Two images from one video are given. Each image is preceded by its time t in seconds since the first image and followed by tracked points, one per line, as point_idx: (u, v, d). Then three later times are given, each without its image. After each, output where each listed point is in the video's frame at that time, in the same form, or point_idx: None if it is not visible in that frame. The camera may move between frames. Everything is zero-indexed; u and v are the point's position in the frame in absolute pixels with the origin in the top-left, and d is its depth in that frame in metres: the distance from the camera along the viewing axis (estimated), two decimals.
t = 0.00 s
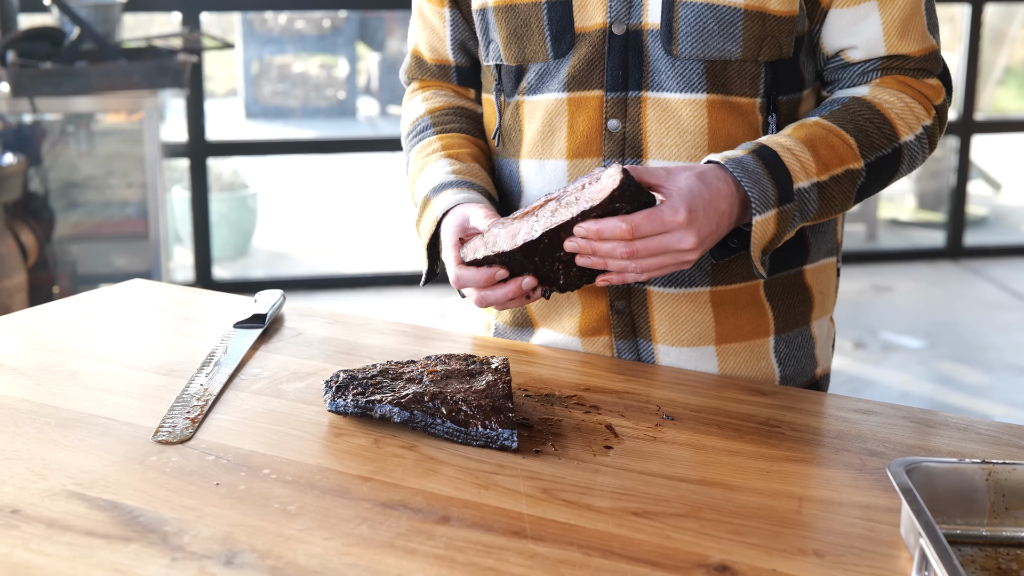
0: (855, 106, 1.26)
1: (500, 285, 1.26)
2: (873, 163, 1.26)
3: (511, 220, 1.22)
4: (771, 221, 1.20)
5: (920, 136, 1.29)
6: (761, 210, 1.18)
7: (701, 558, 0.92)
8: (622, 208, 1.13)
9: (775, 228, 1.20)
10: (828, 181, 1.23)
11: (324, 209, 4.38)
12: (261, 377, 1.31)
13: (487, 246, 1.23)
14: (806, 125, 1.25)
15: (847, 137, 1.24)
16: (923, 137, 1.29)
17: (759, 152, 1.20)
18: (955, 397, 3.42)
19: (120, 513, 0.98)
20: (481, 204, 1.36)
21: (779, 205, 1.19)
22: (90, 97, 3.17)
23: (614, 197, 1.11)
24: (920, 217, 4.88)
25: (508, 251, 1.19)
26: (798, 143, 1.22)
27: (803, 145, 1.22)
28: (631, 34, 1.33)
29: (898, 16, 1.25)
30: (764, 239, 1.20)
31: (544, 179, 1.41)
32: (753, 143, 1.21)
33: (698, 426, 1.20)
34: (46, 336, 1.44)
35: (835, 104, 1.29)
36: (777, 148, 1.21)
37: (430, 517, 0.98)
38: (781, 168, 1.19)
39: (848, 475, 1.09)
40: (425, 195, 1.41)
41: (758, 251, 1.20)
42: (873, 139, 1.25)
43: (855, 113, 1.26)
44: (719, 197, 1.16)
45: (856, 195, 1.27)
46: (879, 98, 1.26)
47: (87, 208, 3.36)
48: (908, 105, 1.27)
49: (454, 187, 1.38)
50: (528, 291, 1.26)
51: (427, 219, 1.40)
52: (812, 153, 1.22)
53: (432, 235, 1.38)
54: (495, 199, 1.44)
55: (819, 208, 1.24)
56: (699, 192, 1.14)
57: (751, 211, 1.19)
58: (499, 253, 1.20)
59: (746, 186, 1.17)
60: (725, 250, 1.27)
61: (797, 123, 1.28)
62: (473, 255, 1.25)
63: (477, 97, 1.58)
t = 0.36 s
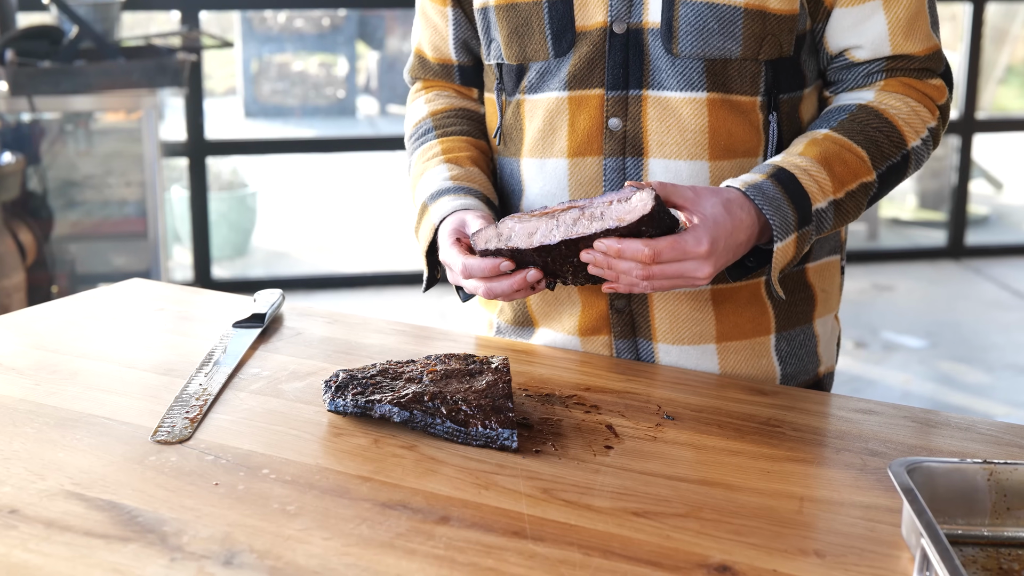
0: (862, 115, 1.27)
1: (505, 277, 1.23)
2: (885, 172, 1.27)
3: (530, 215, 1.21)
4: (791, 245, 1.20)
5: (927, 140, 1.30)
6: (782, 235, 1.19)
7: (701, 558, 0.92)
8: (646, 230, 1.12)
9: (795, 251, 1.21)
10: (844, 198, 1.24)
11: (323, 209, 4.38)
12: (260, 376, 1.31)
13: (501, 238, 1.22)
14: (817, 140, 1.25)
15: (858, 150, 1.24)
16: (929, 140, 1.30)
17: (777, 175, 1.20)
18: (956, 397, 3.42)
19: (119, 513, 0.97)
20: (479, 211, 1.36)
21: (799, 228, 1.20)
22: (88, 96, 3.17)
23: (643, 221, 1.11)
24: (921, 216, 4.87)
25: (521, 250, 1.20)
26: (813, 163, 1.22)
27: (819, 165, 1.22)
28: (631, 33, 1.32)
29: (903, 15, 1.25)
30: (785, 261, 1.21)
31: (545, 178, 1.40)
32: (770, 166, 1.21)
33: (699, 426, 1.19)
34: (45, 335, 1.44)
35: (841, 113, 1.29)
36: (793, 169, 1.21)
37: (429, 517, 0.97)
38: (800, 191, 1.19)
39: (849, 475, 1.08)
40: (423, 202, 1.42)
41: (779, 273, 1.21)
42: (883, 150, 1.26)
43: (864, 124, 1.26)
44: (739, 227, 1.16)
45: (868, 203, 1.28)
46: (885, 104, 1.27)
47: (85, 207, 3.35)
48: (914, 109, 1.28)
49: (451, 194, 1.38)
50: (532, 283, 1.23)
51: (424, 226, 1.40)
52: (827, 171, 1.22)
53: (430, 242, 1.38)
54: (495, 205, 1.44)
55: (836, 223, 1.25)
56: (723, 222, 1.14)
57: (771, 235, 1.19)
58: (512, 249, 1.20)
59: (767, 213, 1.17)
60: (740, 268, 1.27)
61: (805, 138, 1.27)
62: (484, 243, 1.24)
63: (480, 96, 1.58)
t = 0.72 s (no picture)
0: (866, 115, 1.26)
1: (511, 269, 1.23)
2: (892, 170, 1.27)
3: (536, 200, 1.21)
4: (800, 248, 1.19)
5: (932, 133, 1.29)
6: (789, 239, 1.18)
7: (702, 558, 0.91)
8: (645, 212, 1.12)
9: (805, 254, 1.20)
10: (853, 199, 1.24)
11: (323, 208, 4.37)
12: (259, 376, 1.30)
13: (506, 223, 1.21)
14: (822, 143, 1.24)
15: (864, 151, 1.24)
16: (935, 135, 1.29)
17: (784, 179, 1.20)
18: (957, 397, 3.42)
19: (117, 513, 0.97)
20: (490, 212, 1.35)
21: (806, 231, 1.19)
22: (87, 95, 3.17)
23: (640, 200, 1.11)
24: (923, 216, 4.87)
25: (525, 231, 1.18)
26: (819, 166, 1.22)
27: (825, 167, 1.22)
28: (632, 32, 1.32)
29: (900, 6, 1.25)
30: (795, 265, 1.20)
31: (548, 178, 1.40)
32: (776, 170, 1.21)
33: (699, 426, 1.19)
34: (44, 335, 1.44)
35: (845, 114, 1.28)
36: (800, 173, 1.21)
37: (429, 517, 0.97)
38: (806, 194, 1.19)
39: (851, 475, 1.08)
40: (432, 206, 1.41)
41: (790, 277, 1.20)
42: (889, 148, 1.25)
43: (867, 123, 1.25)
44: (743, 226, 1.16)
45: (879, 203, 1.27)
46: (887, 102, 1.26)
47: (84, 206, 3.36)
48: (917, 104, 1.27)
49: (462, 196, 1.37)
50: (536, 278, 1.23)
51: (436, 230, 1.39)
52: (834, 173, 1.22)
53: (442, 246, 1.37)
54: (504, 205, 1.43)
55: (847, 224, 1.24)
56: (724, 217, 1.14)
57: (779, 240, 1.18)
58: (516, 230, 1.19)
59: (773, 217, 1.17)
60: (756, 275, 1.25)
61: (810, 141, 1.27)
62: (490, 229, 1.23)
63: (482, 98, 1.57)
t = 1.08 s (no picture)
0: (862, 99, 1.25)
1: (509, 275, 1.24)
2: (889, 153, 1.26)
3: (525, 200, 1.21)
4: (796, 222, 1.18)
5: (928, 121, 1.28)
6: (785, 211, 1.17)
7: (703, 558, 0.91)
8: (632, 181, 1.12)
9: (800, 229, 1.19)
10: (849, 177, 1.23)
11: (322, 208, 4.37)
12: (258, 376, 1.30)
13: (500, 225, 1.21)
14: (818, 123, 1.24)
15: (861, 131, 1.23)
16: (931, 123, 1.29)
17: (779, 153, 1.19)
18: (958, 396, 3.41)
19: (116, 514, 0.96)
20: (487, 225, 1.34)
21: (802, 205, 1.18)
22: (85, 94, 3.18)
23: (624, 167, 1.10)
24: (924, 215, 4.87)
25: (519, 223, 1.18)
26: (815, 143, 1.21)
27: (821, 144, 1.21)
28: (627, 30, 1.31)
29: None
30: (791, 240, 1.19)
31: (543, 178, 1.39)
32: (772, 146, 1.21)
33: (700, 426, 1.18)
34: (42, 334, 1.43)
35: (840, 100, 1.28)
36: (796, 149, 1.20)
37: (429, 517, 0.96)
38: (802, 168, 1.18)
39: (851, 475, 1.08)
40: (430, 222, 1.40)
41: (786, 253, 1.19)
42: (885, 130, 1.25)
43: (864, 107, 1.25)
44: (737, 196, 1.14)
45: (874, 186, 1.27)
46: (883, 88, 1.26)
47: (82, 205, 3.37)
48: (913, 91, 1.27)
49: (459, 211, 1.37)
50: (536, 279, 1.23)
51: (435, 246, 1.38)
52: (830, 150, 1.21)
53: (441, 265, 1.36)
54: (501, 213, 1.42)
55: (842, 204, 1.23)
56: (716, 184, 1.13)
57: (775, 213, 1.17)
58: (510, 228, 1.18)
59: (768, 188, 1.16)
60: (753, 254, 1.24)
61: (806, 123, 1.27)
62: (484, 236, 1.22)
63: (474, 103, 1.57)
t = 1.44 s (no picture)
0: (860, 101, 1.25)
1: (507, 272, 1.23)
2: (887, 155, 1.26)
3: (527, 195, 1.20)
4: (799, 228, 1.18)
5: (925, 122, 1.29)
6: (788, 218, 1.17)
7: (703, 559, 0.91)
8: (637, 185, 1.11)
9: (802, 235, 1.19)
10: (849, 182, 1.23)
11: (322, 207, 4.37)
12: (258, 375, 1.30)
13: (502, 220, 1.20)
14: (817, 127, 1.24)
15: (860, 134, 1.23)
16: (927, 123, 1.29)
17: (780, 159, 1.19)
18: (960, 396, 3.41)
19: (115, 514, 0.96)
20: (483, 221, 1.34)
21: (805, 212, 1.18)
22: (84, 93, 3.18)
23: (630, 172, 1.09)
24: (925, 214, 4.86)
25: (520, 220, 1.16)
26: (816, 147, 1.21)
27: (821, 149, 1.21)
28: (622, 32, 1.30)
29: None
30: (793, 247, 1.18)
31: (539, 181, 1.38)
32: (773, 151, 1.20)
33: (701, 425, 1.18)
34: (41, 334, 1.43)
35: (838, 101, 1.28)
36: (797, 154, 1.20)
37: (429, 518, 0.96)
38: (804, 174, 1.18)
39: (852, 475, 1.07)
40: (424, 220, 1.40)
41: (788, 259, 1.18)
42: (884, 133, 1.25)
43: (862, 108, 1.25)
44: (740, 203, 1.14)
45: (874, 188, 1.26)
46: (880, 89, 1.26)
47: (81, 205, 3.37)
48: (910, 92, 1.27)
49: (454, 209, 1.36)
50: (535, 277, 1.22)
51: (430, 244, 1.38)
52: (831, 155, 1.21)
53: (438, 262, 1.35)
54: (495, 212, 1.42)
55: (842, 209, 1.23)
56: (719, 191, 1.13)
57: (777, 219, 1.17)
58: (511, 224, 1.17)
59: (771, 195, 1.16)
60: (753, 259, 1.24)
61: (805, 126, 1.26)
62: (484, 230, 1.21)
63: (466, 103, 1.57)
